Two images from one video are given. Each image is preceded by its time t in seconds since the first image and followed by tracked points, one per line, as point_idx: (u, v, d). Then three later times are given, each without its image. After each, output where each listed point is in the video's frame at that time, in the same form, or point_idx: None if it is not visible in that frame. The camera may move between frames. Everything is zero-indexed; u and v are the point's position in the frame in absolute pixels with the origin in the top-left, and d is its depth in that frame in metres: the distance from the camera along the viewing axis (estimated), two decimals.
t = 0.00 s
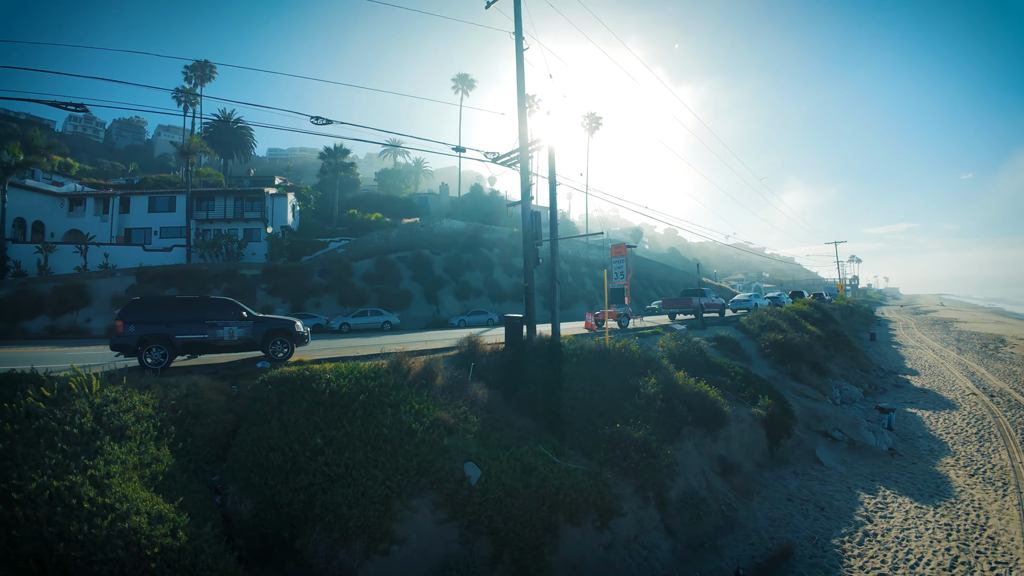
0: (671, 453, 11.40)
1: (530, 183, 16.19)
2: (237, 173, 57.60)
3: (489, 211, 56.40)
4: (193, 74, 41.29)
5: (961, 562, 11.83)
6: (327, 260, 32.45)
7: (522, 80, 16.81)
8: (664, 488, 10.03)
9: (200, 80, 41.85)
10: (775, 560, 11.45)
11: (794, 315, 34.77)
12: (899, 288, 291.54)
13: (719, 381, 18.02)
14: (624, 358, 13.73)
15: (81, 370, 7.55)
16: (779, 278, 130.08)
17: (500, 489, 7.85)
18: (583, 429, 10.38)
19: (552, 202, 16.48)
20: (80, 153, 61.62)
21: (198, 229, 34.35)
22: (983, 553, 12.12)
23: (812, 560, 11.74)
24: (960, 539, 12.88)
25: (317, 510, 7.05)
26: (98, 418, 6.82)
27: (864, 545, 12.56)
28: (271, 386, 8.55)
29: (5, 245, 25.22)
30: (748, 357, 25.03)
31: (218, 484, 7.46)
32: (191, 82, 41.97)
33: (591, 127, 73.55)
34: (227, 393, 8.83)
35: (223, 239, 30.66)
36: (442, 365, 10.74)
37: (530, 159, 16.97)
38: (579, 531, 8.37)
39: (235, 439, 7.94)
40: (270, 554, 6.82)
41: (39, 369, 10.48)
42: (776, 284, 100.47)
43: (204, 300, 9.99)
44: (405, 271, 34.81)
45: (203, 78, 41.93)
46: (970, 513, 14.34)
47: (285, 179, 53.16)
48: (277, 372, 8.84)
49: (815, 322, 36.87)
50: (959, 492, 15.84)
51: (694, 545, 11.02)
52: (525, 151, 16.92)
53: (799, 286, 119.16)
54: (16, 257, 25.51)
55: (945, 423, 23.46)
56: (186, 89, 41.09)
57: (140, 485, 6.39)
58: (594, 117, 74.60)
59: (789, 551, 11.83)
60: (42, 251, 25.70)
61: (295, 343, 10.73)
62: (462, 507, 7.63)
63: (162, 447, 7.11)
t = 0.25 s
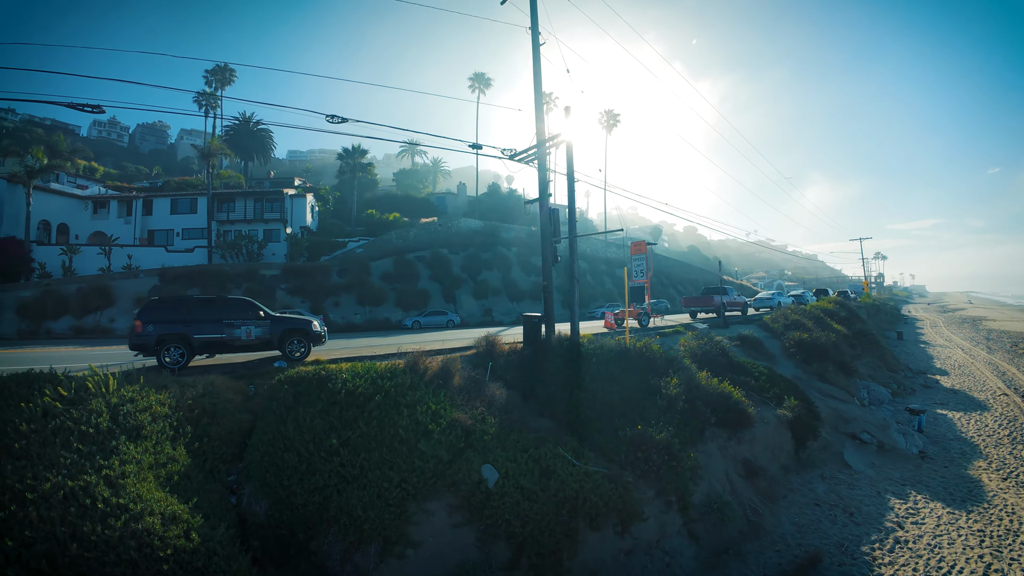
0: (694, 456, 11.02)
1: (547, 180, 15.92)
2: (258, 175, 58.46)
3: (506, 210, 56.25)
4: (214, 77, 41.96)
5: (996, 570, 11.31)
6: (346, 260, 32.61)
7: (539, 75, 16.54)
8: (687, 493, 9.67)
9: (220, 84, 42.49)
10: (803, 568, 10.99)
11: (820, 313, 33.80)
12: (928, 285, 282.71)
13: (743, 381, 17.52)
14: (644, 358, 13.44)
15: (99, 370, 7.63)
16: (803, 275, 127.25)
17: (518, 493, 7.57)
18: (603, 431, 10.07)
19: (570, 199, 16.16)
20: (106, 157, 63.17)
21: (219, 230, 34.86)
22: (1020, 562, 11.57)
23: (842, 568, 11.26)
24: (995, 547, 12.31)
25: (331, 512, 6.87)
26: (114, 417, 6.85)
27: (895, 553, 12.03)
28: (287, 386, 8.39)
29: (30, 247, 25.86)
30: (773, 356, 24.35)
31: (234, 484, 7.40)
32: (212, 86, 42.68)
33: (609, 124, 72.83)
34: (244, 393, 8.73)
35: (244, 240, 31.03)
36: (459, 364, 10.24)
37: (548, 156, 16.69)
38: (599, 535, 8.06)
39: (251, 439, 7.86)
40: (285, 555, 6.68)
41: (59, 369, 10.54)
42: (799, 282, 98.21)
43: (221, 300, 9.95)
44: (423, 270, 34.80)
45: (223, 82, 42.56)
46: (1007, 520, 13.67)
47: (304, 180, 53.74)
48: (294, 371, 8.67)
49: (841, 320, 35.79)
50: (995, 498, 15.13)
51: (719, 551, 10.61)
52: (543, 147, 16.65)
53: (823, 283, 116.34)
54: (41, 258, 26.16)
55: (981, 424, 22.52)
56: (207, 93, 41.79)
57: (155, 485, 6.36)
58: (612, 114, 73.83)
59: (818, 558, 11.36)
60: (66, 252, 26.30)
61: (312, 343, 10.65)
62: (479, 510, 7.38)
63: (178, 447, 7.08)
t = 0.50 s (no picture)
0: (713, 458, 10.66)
1: (560, 176, 15.65)
2: (272, 176, 58.98)
3: (519, 208, 56.05)
4: (228, 80, 42.36)
5: None
6: (359, 260, 32.64)
7: (551, 69, 16.28)
8: (707, 496, 9.34)
9: (235, 87, 42.89)
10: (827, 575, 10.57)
11: (840, 311, 33.01)
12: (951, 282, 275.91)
13: (763, 381, 17.08)
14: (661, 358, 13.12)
15: (110, 370, 7.63)
16: (820, 273, 125.05)
17: (532, 497, 7.31)
18: (619, 432, 9.78)
19: (584, 196, 15.86)
20: (124, 161, 64.23)
21: (234, 231, 35.19)
22: None
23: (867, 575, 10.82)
24: None
25: (341, 516, 6.72)
26: (123, 418, 6.80)
27: (920, 559, 11.57)
28: (297, 386, 8.21)
29: (47, 249, 26.28)
30: (792, 356, 23.78)
31: (244, 486, 7.33)
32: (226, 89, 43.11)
33: (621, 121, 72.17)
34: (254, 393, 8.60)
35: (258, 241, 31.24)
36: (471, 364, 9.80)
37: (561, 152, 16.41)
38: (615, 541, 7.78)
39: (262, 440, 7.74)
40: (294, 560, 6.58)
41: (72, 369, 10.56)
42: (817, 279, 96.40)
43: (233, 300, 9.85)
44: (436, 269, 34.68)
45: (237, 84, 42.92)
46: None
47: (318, 180, 54.05)
48: (305, 372, 8.49)
49: (861, 318, 34.92)
50: None
51: (739, 557, 10.26)
52: (556, 143, 16.36)
53: (841, 281, 114.11)
54: (58, 260, 26.58)
55: (1010, 425, 21.74)
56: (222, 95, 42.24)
57: (163, 487, 6.29)
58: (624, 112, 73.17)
59: (842, 565, 10.94)
60: (83, 253, 26.68)
61: (324, 343, 10.51)
62: (492, 513, 7.12)
63: (187, 447, 7.00)
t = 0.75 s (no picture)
0: (731, 462, 10.28)
1: (572, 172, 15.31)
2: (284, 177, 59.35)
3: (530, 207, 55.71)
4: (239, 82, 42.60)
5: None
6: (370, 260, 32.57)
7: (562, 63, 15.95)
8: (725, 502, 8.97)
9: (246, 88, 43.12)
10: None
11: (858, 309, 32.22)
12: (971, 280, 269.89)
13: (781, 381, 16.59)
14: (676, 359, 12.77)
15: (115, 371, 7.54)
16: (836, 271, 122.93)
17: (544, 503, 7.04)
18: (634, 436, 9.44)
19: (597, 192, 15.50)
20: (138, 163, 65.06)
21: (245, 231, 35.35)
22: None
23: None
24: None
25: (347, 522, 6.52)
26: (126, 420, 6.68)
27: (949, 568, 11.07)
28: (305, 387, 8.02)
29: (60, 250, 26.48)
30: (811, 355, 23.19)
31: (249, 489, 7.16)
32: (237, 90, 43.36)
33: (633, 118, 71.44)
34: (261, 394, 8.42)
35: (269, 241, 31.32)
36: (481, 364, 9.45)
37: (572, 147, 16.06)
38: (631, 549, 7.44)
39: (267, 442, 7.55)
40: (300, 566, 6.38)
41: (79, 370, 10.48)
42: (833, 277, 94.67)
43: (240, 299, 9.69)
44: (446, 268, 34.51)
45: (248, 86, 43.15)
46: None
47: (329, 181, 54.29)
48: (312, 372, 8.29)
49: (880, 317, 34.07)
50: None
51: (759, 565, 9.87)
52: (568, 139, 16.02)
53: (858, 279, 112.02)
54: (71, 261, 26.77)
55: None
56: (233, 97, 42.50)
57: (166, 490, 6.16)
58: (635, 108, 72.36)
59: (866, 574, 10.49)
60: (96, 254, 26.96)
61: (332, 343, 10.31)
62: (503, 520, 6.85)
63: (191, 450, 6.85)
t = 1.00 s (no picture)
0: (752, 468, 9.84)
1: (584, 168, 14.95)
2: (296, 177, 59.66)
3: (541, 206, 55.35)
4: (251, 83, 42.84)
5: None
6: (381, 259, 32.46)
7: (574, 58, 15.62)
8: (745, 509, 8.57)
9: (257, 89, 43.35)
10: None
11: (878, 309, 31.38)
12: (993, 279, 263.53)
13: (800, 383, 16.07)
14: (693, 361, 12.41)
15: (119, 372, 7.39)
16: (852, 270, 120.74)
17: (557, 511, 6.71)
18: (651, 441, 9.07)
19: (610, 188, 15.12)
20: (153, 165, 65.92)
21: (257, 231, 35.48)
22: None
23: None
24: None
25: (352, 529, 6.27)
26: (128, 422, 6.50)
27: None
28: (310, 389, 7.81)
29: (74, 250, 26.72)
30: (830, 356, 22.55)
31: (253, 494, 6.95)
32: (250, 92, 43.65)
33: (645, 116, 70.70)
34: (267, 396, 8.22)
35: (281, 241, 31.36)
36: (492, 365, 9.13)
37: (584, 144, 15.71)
38: (648, 560, 7.04)
39: (272, 445, 7.35)
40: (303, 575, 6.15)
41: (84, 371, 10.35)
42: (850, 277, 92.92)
43: (246, 299, 9.52)
44: (457, 267, 34.31)
45: (259, 87, 43.37)
46: None
47: (340, 181, 54.41)
48: (320, 374, 8.08)
49: (901, 317, 33.18)
50: None
51: None
52: (579, 134, 15.68)
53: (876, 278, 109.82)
54: (85, 261, 27.02)
55: None
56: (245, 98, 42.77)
57: (166, 495, 5.98)
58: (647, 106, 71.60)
59: None
60: (110, 254, 27.20)
61: (340, 343, 10.10)
62: (514, 529, 6.54)
63: (194, 453, 6.66)
